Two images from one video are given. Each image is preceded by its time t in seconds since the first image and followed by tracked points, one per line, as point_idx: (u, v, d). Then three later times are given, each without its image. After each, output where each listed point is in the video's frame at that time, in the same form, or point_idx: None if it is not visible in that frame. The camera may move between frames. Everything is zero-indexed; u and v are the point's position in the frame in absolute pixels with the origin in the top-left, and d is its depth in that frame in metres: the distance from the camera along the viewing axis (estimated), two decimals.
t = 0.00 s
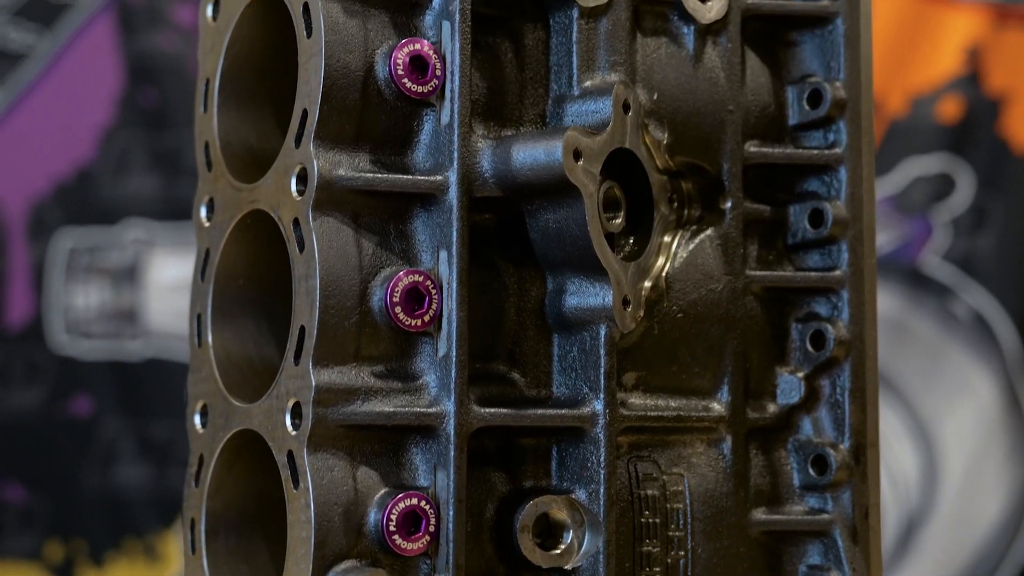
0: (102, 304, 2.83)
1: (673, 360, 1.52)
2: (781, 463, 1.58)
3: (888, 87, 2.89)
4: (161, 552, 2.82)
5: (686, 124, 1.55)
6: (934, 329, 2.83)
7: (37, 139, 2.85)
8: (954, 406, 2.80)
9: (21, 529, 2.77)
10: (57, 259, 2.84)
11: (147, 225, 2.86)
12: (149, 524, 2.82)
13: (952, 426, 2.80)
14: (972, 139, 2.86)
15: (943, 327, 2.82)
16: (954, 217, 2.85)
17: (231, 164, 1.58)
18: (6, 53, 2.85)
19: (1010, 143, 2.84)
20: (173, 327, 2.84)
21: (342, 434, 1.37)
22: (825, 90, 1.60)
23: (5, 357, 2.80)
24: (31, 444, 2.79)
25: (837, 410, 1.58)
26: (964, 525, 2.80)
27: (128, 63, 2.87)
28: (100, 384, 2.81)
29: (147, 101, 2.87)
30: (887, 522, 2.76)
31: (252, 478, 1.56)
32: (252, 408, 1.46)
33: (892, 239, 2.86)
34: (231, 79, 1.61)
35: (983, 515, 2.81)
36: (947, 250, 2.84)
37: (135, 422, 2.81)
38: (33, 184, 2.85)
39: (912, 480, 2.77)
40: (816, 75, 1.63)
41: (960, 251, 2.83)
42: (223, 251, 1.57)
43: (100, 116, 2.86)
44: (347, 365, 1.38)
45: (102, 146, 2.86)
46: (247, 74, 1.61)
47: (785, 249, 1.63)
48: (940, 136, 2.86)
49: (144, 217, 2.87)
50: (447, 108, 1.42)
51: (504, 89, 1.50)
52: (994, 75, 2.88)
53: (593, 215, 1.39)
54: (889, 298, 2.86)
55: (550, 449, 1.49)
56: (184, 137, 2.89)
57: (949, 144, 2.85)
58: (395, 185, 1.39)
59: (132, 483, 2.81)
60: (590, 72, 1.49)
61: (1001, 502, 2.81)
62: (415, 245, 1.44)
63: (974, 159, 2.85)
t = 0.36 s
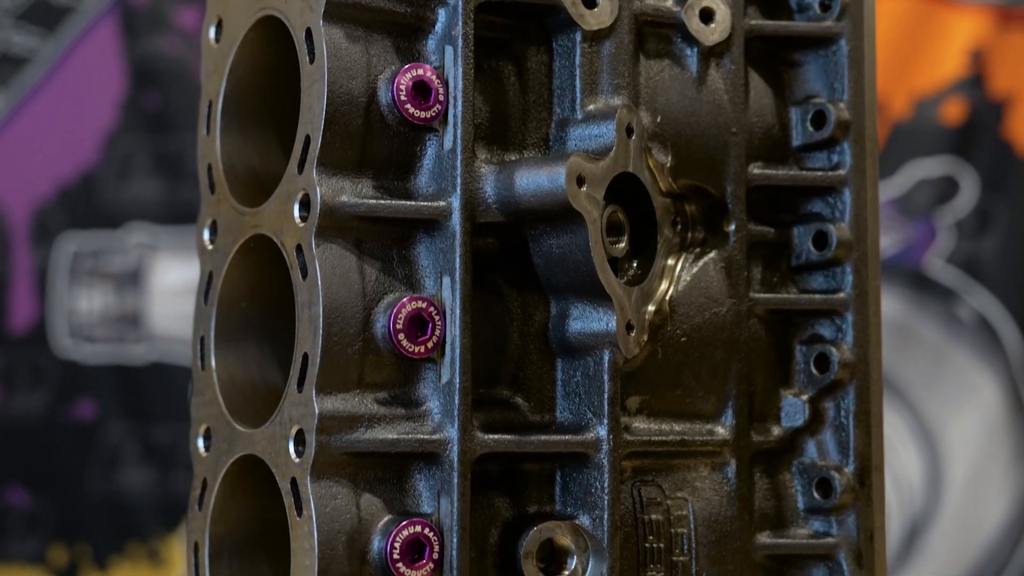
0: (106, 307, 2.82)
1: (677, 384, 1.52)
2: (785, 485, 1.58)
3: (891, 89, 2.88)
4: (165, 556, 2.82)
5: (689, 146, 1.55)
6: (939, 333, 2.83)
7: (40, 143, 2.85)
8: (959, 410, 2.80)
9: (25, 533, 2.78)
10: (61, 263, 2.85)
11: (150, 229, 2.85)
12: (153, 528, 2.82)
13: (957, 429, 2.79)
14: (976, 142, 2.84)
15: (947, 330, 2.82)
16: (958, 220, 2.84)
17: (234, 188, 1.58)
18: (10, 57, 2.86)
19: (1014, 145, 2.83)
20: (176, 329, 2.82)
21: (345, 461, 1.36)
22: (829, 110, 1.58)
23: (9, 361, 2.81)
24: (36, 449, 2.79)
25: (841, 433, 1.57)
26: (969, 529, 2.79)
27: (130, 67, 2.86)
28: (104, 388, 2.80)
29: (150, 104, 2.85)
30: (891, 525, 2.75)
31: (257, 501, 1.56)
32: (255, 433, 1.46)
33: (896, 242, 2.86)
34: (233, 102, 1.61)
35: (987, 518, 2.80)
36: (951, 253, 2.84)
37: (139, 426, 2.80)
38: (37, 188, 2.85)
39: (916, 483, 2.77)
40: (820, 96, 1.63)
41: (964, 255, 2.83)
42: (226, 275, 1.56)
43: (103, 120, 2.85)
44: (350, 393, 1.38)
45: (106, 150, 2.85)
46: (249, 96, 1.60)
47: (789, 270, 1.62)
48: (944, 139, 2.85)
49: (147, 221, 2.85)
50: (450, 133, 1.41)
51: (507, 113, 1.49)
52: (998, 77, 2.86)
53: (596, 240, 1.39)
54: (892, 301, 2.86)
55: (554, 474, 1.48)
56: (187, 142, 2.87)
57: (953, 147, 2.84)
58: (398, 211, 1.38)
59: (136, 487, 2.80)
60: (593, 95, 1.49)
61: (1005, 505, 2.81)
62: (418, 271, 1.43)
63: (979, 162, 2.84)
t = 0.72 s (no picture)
0: (109, 311, 2.82)
1: (681, 408, 1.51)
2: (789, 508, 1.57)
3: (894, 92, 2.87)
4: (168, 560, 2.81)
5: (692, 169, 1.54)
6: (942, 335, 2.80)
7: (43, 147, 2.85)
8: (963, 414, 2.77)
9: (28, 537, 2.77)
10: (64, 267, 2.84)
11: (152, 233, 2.85)
12: (156, 532, 2.81)
13: (961, 433, 2.77)
14: (980, 144, 2.83)
15: (950, 333, 2.80)
16: (961, 223, 2.82)
17: (236, 210, 1.58)
18: (14, 60, 2.86)
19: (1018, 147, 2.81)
20: (180, 334, 2.82)
21: (348, 488, 1.36)
22: (832, 132, 1.58)
23: (13, 364, 2.81)
24: (39, 452, 2.79)
25: (845, 455, 1.57)
26: (972, 534, 2.77)
27: (133, 70, 2.86)
28: (108, 392, 2.80)
29: (153, 108, 2.86)
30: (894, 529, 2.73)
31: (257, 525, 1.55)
32: (257, 458, 1.45)
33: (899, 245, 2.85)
34: (235, 124, 1.61)
35: (990, 524, 2.78)
36: (954, 257, 2.82)
37: (142, 430, 2.80)
38: (40, 192, 2.85)
39: (919, 487, 2.75)
40: (823, 116, 1.62)
41: (966, 258, 2.81)
42: (228, 297, 1.56)
43: (106, 124, 2.85)
44: (353, 419, 1.37)
45: (109, 153, 2.85)
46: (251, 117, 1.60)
47: (793, 292, 1.62)
48: (947, 142, 2.84)
49: (150, 225, 2.86)
50: (452, 157, 1.41)
51: (509, 136, 1.49)
52: (1002, 80, 2.85)
53: (599, 264, 1.39)
54: (896, 302, 2.85)
55: (557, 499, 1.47)
56: (190, 146, 2.87)
57: (956, 150, 2.83)
58: (400, 237, 1.38)
59: (138, 490, 2.80)
60: (596, 119, 1.48)
61: (1009, 511, 2.78)
62: (421, 296, 1.43)
63: (982, 164, 2.82)
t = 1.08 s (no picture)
0: (112, 313, 2.83)
1: (682, 431, 1.51)
2: (791, 531, 1.56)
3: (898, 94, 2.87)
4: (170, 562, 2.81)
5: (694, 190, 1.54)
6: (945, 339, 2.81)
7: (46, 149, 2.85)
8: (965, 417, 2.79)
9: (31, 539, 2.78)
10: (66, 269, 2.84)
11: (155, 235, 2.86)
12: (159, 534, 2.81)
13: (965, 437, 2.78)
14: (983, 148, 2.84)
15: (953, 337, 2.81)
16: (964, 226, 2.83)
17: (237, 231, 1.57)
18: (16, 61, 2.85)
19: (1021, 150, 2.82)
20: (182, 335, 2.82)
21: (349, 514, 1.35)
22: (835, 153, 1.58)
23: (14, 367, 2.80)
24: (41, 455, 2.79)
25: (848, 478, 1.56)
26: (975, 539, 2.77)
27: (135, 72, 2.86)
28: (110, 394, 2.81)
29: (156, 109, 2.87)
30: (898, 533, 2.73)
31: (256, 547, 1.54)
32: (258, 482, 1.45)
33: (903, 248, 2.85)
34: (236, 144, 1.61)
35: (993, 529, 2.79)
36: (957, 260, 2.83)
37: (144, 431, 2.80)
38: (43, 194, 2.85)
39: (923, 491, 2.75)
40: (826, 137, 1.61)
41: (970, 262, 2.82)
42: (229, 319, 1.56)
43: (109, 126, 2.85)
44: (354, 445, 1.37)
45: (111, 155, 2.85)
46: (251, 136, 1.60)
47: (795, 313, 1.61)
48: (951, 145, 2.84)
49: (152, 228, 2.86)
50: (453, 181, 1.41)
51: (511, 159, 1.49)
52: (1006, 83, 2.85)
53: (602, 289, 1.38)
54: (899, 307, 2.84)
55: (558, 523, 1.47)
56: (192, 148, 2.87)
57: (960, 153, 2.84)
58: (402, 262, 1.37)
59: (141, 493, 2.80)
60: (598, 141, 1.48)
61: (1012, 516, 2.79)
62: (422, 320, 1.42)
63: (986, 167, 2.83)
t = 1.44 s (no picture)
0: (112, 313, 2.82)
1: (683, 454, 1.50)
2: (791, 553, 1.56)
3: (901, 95, 2.86)
4: (171, 562, 2.81)
5: (695, 212, 1.53)
6: (946, 341, 2.82)
7: (47, 150, 2.84)
8: (965, 419, 2.79)
9: (31, 539, 2.77)
10: (67, 269, 2.83)
11: (155, 235, 2.85)
12: (160, 534, 2.81)
13: (966, 440, 2.78)
14: (986, 150, 2.83)
15: (955, 339, 2.81)
16: (967, 228, 2.83)
17: (237, 251, 1.57)
18: (17, 61, 2.84)
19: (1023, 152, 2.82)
20: (182, 335, 2.81)
21: (349, 538, 1.35)
22: (838, 174, 1.57)
23: (15, 367, 2.79)
24: (42, 455, 2.79)
25: (849, 499, 1.56)
26: (976, 541, 2.79)
27: (135, 72, 2.85)
28: (111, 394, 2.80)
29: (156, 109, 2.86)
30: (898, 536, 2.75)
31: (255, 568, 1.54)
32: (258, 505, 1.44)
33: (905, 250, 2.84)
34: (237, 162, 1.60)
35: (994, 531, 2.80)
36: (959, 262, 2.83)
37: (144, 431, 2.80)
38: (44, 194, 2.84)
39: (924, 494, 2.76)
40: (828, 157, 1.61)
41: (971, 264, 2.82)
42: (229, 339, 1.55)
43: (109, 126, 2.85)
44: (353, 470, 1.36)
45: (112, 155, 2.85)
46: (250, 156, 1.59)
47: (796, 334, 1.60)
48: (953, 147, 2.83)
49: (152, 228, 2.85)
50: (454, 204, 1.40)
51: (511, 181, 1.48)
52: (1008, 84, 2.85)
53: (602, 313, 1.37)
54: (901, 310, 2.84)
55: (558, 546, 1.46)
56: (193, 148, 2.87)
57: (962, 155, 2.83)
58: (401, 285, 1.37)
59: (142, 493, 2.80)
60: (598, 163, 1.47)
61: (1012, 518, 2.80)
62: (422, 343, 1.42)
63: (988, 169, 2.82)
